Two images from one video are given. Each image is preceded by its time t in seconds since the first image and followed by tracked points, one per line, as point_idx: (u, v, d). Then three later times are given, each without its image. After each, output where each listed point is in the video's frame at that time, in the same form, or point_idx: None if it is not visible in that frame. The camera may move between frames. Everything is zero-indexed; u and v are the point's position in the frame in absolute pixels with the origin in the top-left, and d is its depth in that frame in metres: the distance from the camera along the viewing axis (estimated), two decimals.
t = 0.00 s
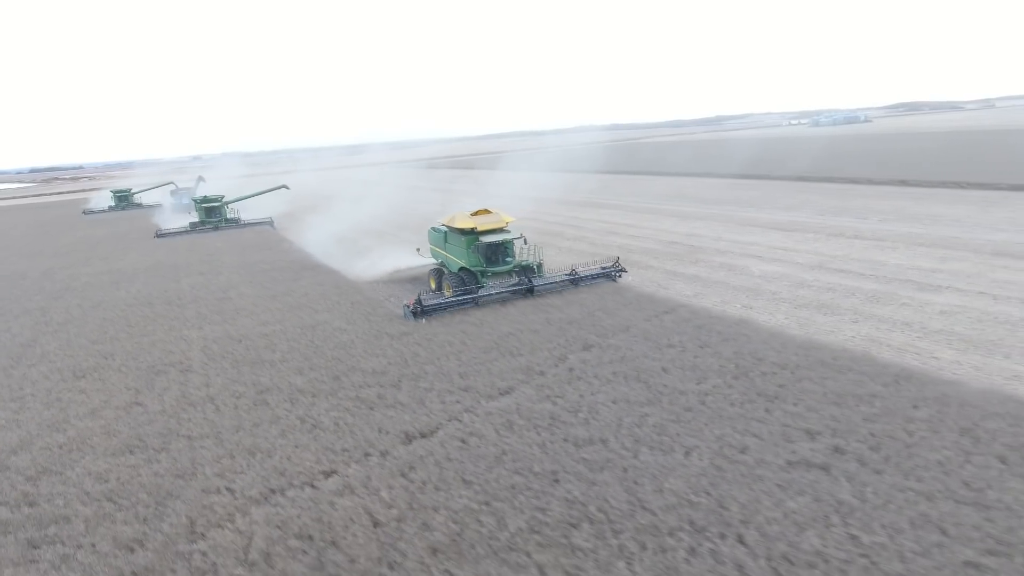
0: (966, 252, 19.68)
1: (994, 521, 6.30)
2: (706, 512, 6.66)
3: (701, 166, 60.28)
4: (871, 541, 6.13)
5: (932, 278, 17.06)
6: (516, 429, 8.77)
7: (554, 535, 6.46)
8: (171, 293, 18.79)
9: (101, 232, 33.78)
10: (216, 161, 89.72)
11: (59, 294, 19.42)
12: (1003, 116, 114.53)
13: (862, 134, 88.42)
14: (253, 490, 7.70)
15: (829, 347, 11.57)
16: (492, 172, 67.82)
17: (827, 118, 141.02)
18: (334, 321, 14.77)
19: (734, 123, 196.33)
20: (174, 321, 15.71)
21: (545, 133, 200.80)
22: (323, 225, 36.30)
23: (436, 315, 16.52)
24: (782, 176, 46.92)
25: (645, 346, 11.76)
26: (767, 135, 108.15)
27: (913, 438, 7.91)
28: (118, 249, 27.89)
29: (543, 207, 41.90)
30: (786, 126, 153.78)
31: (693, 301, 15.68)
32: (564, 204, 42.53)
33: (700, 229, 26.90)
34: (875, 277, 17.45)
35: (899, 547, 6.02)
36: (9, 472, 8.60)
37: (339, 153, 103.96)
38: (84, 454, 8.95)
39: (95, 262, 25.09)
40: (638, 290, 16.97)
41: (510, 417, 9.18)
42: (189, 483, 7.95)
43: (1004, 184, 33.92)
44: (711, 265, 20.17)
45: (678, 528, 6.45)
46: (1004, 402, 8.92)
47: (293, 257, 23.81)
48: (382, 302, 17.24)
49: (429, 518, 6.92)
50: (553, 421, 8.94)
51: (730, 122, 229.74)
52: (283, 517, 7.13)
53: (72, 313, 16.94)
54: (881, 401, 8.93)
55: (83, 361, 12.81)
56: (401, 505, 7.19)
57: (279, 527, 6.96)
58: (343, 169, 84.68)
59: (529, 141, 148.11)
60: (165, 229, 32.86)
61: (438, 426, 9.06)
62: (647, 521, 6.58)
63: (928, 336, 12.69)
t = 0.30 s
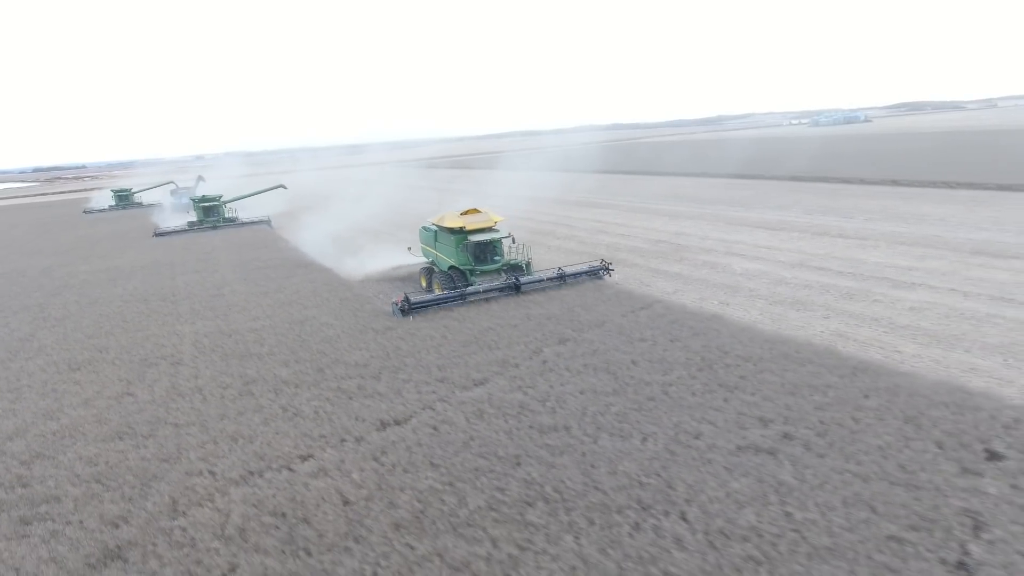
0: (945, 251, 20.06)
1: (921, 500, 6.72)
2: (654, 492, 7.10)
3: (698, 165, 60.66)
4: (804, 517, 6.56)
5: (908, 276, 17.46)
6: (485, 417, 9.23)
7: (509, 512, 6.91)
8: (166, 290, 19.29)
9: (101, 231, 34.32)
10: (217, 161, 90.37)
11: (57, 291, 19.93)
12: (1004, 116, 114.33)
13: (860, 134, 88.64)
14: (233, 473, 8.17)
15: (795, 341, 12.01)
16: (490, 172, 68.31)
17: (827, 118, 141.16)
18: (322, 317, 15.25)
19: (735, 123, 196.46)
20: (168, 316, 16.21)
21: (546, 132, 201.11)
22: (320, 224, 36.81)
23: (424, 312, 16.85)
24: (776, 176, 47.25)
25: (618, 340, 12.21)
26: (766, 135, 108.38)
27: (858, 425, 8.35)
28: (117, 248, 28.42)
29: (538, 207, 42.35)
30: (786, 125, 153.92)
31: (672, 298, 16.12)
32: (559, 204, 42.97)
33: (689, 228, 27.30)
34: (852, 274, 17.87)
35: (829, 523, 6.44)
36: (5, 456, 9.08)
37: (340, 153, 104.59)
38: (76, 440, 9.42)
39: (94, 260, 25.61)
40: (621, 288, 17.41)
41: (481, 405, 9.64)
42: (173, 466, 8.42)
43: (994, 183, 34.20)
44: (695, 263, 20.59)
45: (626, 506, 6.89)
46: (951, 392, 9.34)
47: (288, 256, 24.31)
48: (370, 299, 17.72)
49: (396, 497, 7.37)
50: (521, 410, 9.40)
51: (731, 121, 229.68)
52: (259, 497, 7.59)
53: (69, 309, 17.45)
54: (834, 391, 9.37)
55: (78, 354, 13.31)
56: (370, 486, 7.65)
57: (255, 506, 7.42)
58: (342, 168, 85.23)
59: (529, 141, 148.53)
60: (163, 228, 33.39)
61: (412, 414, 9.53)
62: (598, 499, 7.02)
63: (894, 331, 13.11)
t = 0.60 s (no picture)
0: (924, 250, 20.45)
1: (855, 481, 7.15)
2: (607, 473, 7.55)
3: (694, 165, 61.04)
4: (743, 496, 7.00)
5: (884, 273, 17.86)
6: (457, 406, 9.69)
7: (470, 492, 7.36)
8: (161, 287, 19.78)
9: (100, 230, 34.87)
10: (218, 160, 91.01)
11: (56, 288, 20.44)
12: (1004, 116, 114.28)
13: (858, 134, 88.83)
14: (215, 457, 8.63)
15: (763, 336, 12.45)
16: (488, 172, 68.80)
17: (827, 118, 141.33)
18: (310, 313, 15.73)
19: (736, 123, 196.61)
20: (161, 312, 16.70)
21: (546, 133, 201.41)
22: (316, 223, 37.31)
23: (412, 309, 17.24)
24: (770, 176, 47.59)
25: (593, 334, 12.66)
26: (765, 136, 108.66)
27: (808, 413, 8.78)
28: (116, 246, 28.95)
29: (534, 207, 42.81)
30: (786, 125, 154.05)
31: (651, 295, 16.55)
32: (554, 203, 43.41)
33: (677, 228, 27.70)
34: (830, 272, 18.28)
35: (766, 502, 6.88)
36: None
37: (340, 153, 105.14)
38: (68, 428, 9.90)
39: (93, 258, 26.12)
40: (603, 285, 17.85)
41: (454, 395, 10.10)
42: (158, 451, 8.88)
43: (983, 183, 34.51)
44: (679, 261, 21.00)
45: (579, 486, 7.33)
46: (903, 383, 9.77)
47: (282, 254, 24.81)
48: (359, 296, 18.18)
49: (365, 479, 7.84)
50: (491, 399, 9.86)
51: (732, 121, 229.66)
52: (238, 478, 8.06)
53: (66, 305, 17.94)
54: (790, 382, 9.81)
55: (73, 348, 13.78)
56: (342, 468, 8.12)
57: (233, 487, 7.89)
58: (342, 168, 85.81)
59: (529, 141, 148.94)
60: (161, 227, 33.91)
61: (388, 403, 10.00)
62: (554, 480, 7.47)
63: (861, 327, 13.53)
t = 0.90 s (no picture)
0: (902, 248, 20.92)
1: (796, 463, 7.58)
2: (565, 457, 8.00)
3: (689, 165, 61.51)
4: (690, 477, 7.44)
5: (860, 271, 18.28)
6: (430, 396, 10.14)
7: (435, 474, 7.81)
8: (155, 285, 20.24)
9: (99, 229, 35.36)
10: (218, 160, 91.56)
11: (53, 286, 20.91)
12: (1002, 116, 114.44)
13: (853, 134, 89.24)
14: (198, 443, 9.09)
15: (731, 330, 12.92)
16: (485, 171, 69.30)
17: (825, 118, 141.73)
18: (298, 309, 16.18)
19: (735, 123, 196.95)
20: (154, 308, 17.16)
21: (545, 133, 201.85)
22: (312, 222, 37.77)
23: (400, 306, 17.58)
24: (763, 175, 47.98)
25: (568, 329, 13.10)
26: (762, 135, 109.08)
27: (762, 402, 9.23)
28: (113, 245, 29.42)
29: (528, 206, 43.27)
30: (785, 125, 154.37)
31: (631, 292, 16.98)
32: (548, 203, 43.88)
33: (665, 227, 28.12)
34: (807, 270, 18.73)
35: (711, 482, 7.31)
36: None
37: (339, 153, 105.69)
38: (60, 416, 10.36)
39: (90, 257, 26.60)
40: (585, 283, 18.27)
41: (429, 386, 10.56)
42: (144, 438, 9.34)
43: (970, 183, 34.88)
44: (662, 260, 21.43)
45: (538, 469, 7.78)
46: (857, 375, 10.21)
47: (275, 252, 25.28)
48: (348, 293, 18.65)
49: (338, 463, 8.30)
50: (464, 390, 10.32)
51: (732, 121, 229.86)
52: (218, 463, 8.51)
53: (62, 302, 18.41)
54: (749, 373, 10.26)
55: (67, 343, 14.25)
56: (317, 453, 8.58)
57: (213, 470, 8.34)
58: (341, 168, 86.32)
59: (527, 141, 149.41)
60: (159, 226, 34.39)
61: (366, 394, 10.46)
62: (514, 464, 7.91)
63: (830, 322, 13.97)
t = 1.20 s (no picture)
0: (881, 246, 21.36)
1: (745, 449, 8.02)
2: (528, 444, 8.44)
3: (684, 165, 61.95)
4: (644, 462, 7.87)
5: (839, 269, 18.70)
6: (407, 388, 10.58)
7: (404, 459, 8.25)
8: (150, 283, 20.70)
9: (98, 229, 35.87)
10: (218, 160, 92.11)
11: (50, 284, 21.38)
12: (999, 116, 115.04)
13: (850, 134, 89.69)
14: (183, 431, 9.54)
15: (704, 326, 13.36)
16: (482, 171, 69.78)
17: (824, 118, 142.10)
18: (287, 306, 16.63)
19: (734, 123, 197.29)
20: (148, 305, 17.62)
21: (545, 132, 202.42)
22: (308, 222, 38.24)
23: (386, 304, 17.96)
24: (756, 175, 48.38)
25: (546, 325, 13.55)
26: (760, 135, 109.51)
27: (720, 392, 9.66)
28: (111, 244, 29.89)
29: (522, 206, 43.70)
30: (784, 125, 154.72)
31: (613, 290, 17.43)
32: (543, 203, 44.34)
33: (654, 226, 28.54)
34: (787, 268, 19.18)
35: (662, 466, 7.75)
36: None
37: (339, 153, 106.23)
38: (53, 407, 10.82)
39: (88, 255, 27.09)
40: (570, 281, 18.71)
41: (406, 378, 11.01)
42: (132, 427, 9.79)
43: (959, 183, 35.30)
44: (647, 258, 21.87)
45: (501, 454, 8.22)
46: (817, 367, 10.64)
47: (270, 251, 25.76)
48: (338, 291, 19.09)
49: (314, 449, 8.75)
50: (440, 381, 10.77)
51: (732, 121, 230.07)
52: (201, 449, 8.96)
53: (59, 299, 18.88)
54: (712, 366, 10.70)
55: (62, 338, 14.70)
56: (295, 440, 9.03)
57: (195, 456, 8.78)
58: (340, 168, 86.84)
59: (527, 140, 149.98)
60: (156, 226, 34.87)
61: (346, 386, 10.90)
62: (480, 450, 8.35)
63: (801, 318, 14.41)
